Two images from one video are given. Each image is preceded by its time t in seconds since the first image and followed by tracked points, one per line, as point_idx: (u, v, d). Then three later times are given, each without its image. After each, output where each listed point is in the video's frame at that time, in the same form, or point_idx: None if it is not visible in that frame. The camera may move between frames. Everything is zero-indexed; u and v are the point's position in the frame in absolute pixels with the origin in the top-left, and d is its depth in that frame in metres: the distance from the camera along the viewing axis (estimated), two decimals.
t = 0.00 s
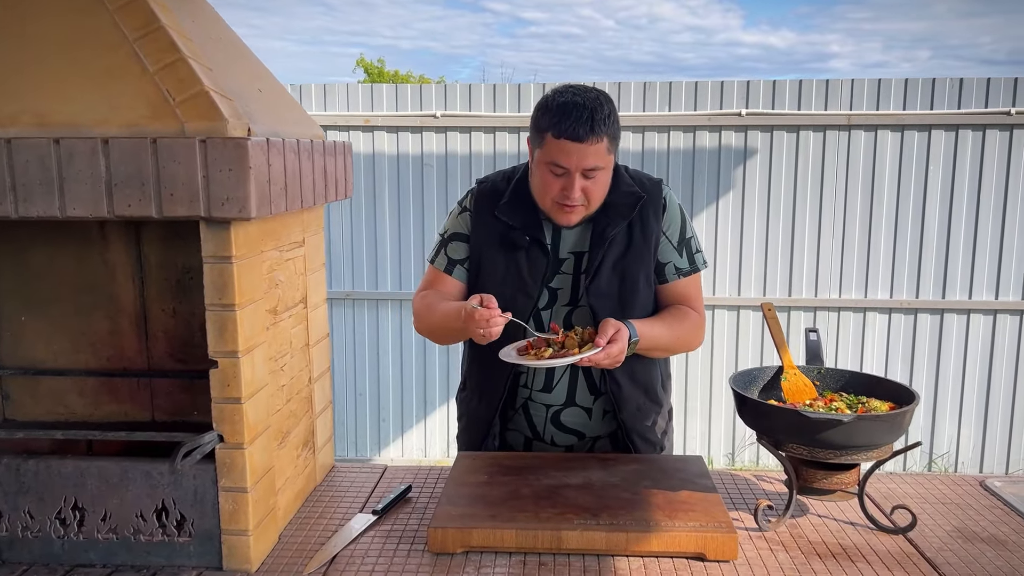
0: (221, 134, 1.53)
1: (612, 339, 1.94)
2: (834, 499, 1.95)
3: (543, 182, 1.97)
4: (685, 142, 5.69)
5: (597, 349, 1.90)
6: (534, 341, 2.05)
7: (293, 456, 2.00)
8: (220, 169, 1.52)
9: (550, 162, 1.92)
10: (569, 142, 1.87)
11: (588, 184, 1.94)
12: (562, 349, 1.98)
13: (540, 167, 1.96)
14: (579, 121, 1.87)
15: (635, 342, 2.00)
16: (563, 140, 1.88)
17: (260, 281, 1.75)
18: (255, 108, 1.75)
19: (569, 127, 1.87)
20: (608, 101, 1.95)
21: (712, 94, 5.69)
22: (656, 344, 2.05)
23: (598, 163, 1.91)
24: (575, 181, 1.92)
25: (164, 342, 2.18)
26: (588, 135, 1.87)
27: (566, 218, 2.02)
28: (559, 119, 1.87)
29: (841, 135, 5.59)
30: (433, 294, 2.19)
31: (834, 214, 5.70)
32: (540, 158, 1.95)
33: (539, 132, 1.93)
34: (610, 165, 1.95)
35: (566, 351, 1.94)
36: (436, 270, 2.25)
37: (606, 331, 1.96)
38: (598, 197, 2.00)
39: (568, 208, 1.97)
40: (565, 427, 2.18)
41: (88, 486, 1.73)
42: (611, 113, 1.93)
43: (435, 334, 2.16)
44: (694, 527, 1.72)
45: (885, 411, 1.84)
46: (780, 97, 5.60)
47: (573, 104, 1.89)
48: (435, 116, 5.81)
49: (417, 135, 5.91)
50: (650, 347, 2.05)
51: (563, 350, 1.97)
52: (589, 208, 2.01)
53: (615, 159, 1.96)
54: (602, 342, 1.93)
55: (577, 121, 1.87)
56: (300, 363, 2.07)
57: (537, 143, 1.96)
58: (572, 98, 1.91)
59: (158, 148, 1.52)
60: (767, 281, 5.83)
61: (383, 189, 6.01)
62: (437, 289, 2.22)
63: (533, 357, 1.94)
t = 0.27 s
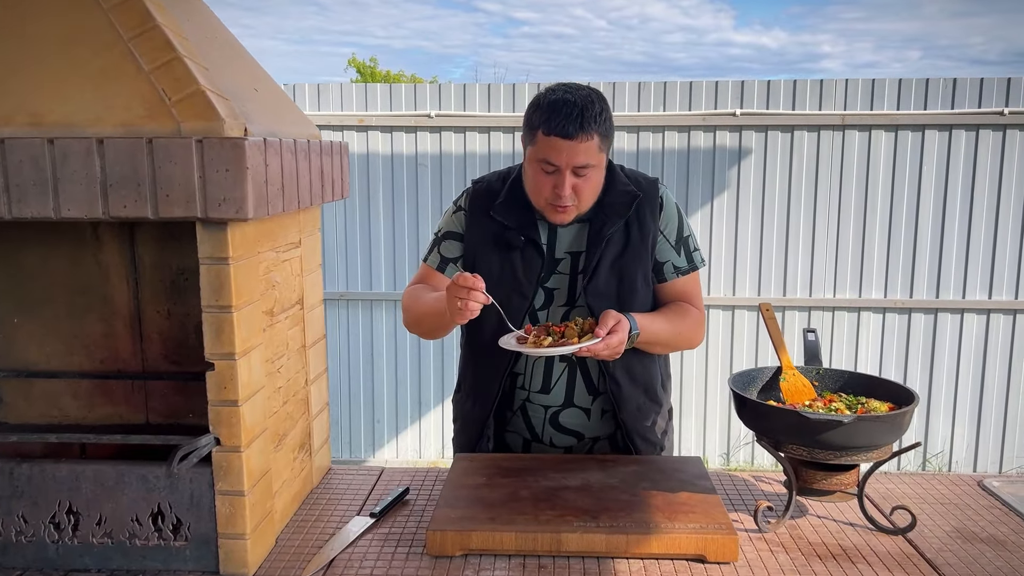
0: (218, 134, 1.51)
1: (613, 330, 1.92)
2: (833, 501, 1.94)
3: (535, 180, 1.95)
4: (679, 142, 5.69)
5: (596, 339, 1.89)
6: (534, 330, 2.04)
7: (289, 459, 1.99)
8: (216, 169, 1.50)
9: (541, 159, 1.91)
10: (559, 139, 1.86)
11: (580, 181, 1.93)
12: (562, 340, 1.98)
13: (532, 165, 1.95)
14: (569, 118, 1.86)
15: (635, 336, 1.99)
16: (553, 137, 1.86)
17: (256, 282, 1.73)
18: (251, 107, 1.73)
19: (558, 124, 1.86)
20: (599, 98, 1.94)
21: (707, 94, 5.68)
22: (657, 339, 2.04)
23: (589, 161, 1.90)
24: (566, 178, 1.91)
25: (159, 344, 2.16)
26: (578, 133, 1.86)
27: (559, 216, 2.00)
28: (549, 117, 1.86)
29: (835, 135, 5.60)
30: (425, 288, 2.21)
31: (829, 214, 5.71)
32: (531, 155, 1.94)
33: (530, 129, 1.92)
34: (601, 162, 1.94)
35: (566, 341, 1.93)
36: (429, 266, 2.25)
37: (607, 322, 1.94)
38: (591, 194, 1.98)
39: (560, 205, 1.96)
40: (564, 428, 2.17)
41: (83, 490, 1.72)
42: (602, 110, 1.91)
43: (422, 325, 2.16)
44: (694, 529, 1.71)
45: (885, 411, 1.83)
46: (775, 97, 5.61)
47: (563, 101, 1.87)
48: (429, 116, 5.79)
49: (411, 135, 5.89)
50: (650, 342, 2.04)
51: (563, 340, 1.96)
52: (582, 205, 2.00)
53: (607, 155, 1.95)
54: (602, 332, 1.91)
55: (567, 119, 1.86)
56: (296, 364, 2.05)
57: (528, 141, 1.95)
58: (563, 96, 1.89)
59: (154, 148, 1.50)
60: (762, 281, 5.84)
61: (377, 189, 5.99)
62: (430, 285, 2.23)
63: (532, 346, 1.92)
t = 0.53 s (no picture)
0: (218, 134, 1.51)
1: (613, 316, 1.93)
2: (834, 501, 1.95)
3: (529, 176, 1.95)
4: (677, 142, 5.69)
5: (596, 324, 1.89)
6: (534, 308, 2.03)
7: (288, 459, 1.98)
8: (216, 169, 1.50)
9: (533, 154, 1.90)
10: (550, 133, 1.86)
11: (573, 177, 1.92)
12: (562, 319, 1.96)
13: (525, 161, 1.95)
14: (560, 112, 1.86)
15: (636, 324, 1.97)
16: (544, 131, 1.86)
17: (256, 282, 1.72)
18: (250, 107, 1.72)
19: (549, 118, 1.86)
20: (592, 94, 1.94)
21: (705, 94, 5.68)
22: (658, 330, 2.03)
23: (581, 155, 1.89)
24: (558, 173, 1.90)
25: (157, 344, 2.15)
26: (568, 125, 1.85)
27: (553, 213, 1.99)
28: (540, 111, 1.86)
29: (833, 135, 5.60)
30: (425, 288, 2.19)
31: (827, 214, 5.72)
32: (524, 151, 1.94)
33: (522, 125, 1.92)
34: (594, 157, 1.93)
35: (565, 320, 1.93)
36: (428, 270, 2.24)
37: (609, 307, 1.94)
38: (585, 190, 1.97)
39: (554, 201, 1.95)
40: (564, 428, 2.17)
41: (81, 491, 1.71)
42: (595, 105, 1.91)
43: (426, 325, 2.15)
44: (695, 529, 1.71)
45: (886, 412, 1.83)
46: (773, 97, 5.61)
47: (554, 96, 1.87)
48: (427, 115, 5.78)
49: (409, 135, 5.88)
50: (653, 333, 2.04)
51: (562, 319, 1.95)
52: (576, 202, 1.98)
53: (600, 151, 1.94)
54: (602, 317, 1.91)
55: (558, 112, 1.86)
56: (296, 365, 2.05)
57: (521, 138, 1.95)
58: (555, 90, 1.90)
59: (153, 147, 1.49)
60: (760, 280, 5.84)
61: (375, 189, 5.98)
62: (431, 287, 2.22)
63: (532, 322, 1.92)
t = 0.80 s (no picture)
0: (221, 134, 1.50)
1: (616, 290, 1.91)
2: (836, 502, 1.93)
3: (524, 175, 1.94)
4: (678, 142, 5.69)
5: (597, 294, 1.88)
6: (538, 277, 2.03)
7: (290, 460, 1.97)
8: (219, 169, 1.49)
9: (528, 152, 1.90)
10: (544, 129, 1.86)
11: (568, 175, 1.91)
12: (564, 288, 1.97)
13: (520, 161, 1.94)
14: (554, 109, 1.87)
15: (638, 302, 1.96)
16: (539, 127, 1.87)
17: (259, 282, 1.72)
18: (252, 106, 1.72)
19: (543, 114, 1.87)
20: (588, 96, 1.95)
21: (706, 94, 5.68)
22: (661, 313, 2.03)
23: (575, 152, 1.88)
24: (553, 170, 1.89)
25: (158, 344, 2.15)
26: (562, 121, 1.86)
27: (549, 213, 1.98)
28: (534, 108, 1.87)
29: (834, 136, 5.60)
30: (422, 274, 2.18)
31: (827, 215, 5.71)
32: (519, 151, 1.94)
33: (517, 125, 1.93)
34: (589, 157, 1.93)
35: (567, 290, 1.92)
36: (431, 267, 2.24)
37: (611, 281, 1.93)
38: (581, 190, 1.96)
39: (549, 200, 1.94)
40: (567, 428, 2.16)
41: (83, 492, 1.70)
42: (590, 105, 1.92)
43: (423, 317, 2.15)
44: (698, 530, 1.71)
45: (889, 413, 1.83)
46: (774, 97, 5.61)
47: (549, 96, 1.89)
48: (428, 115, 5.77)
49: (410, 135, 5.87)
50: (655, 316, 2.04)
51: (564, 289, 1.95)
52: (572, 203, 1.97)
53: (595, 151, 1.94)
54: (604, 288, 1.90)
55: (552, 108, 1.87)
56: (297, 365, 2.04)
57: (517, 139, 1.96)
58: (550, 90, 1.92)
59: (156, 148, 1.49)
60: (761, 281, 5.83)
61: (376, 188, 5.97)
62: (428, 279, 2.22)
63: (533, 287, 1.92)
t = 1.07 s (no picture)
0: (225, 134, 1.50)
1: (620, 288, 1.91)
2: (839, 502, 1.92)
3: (525, 186, 1.95)
4: (680, 143, 5.68)
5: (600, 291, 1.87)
6: (541, 275, 2.03)
7: (293, 459, 1.97)
8: (223, 169, 1.49)
9: (526, 163, 1.91)
10: (540, 140, 1.87)
11: (568, 181, 1.91)
12: (567, 285, 1.96)
13: (520, 172, 1.95)
14: (548, 118, 1.87)
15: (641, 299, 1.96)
16: (534, 138, 1.87)
17: (262, 282, 1.72)
18: (255, 106, 1.72)
19: (538, 125, 1.87)
20: (582, 99, 1.94)
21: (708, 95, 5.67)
22: (665, 309, 2.03)
23: (573, 158, 1.88)
24: (552, 179, 1.89)
25: (161, 344, 2.15)
26: (557, 129, 1.86)
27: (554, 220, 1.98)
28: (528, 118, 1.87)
29: (835, 136, 5.59)
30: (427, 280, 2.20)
31: (829, 215, 5.71)
32: (518, 163, 1.95)
33: (514, 137, 1.94)
34: (587, 161, 1.92)
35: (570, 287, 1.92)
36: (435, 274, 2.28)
37: (614, 279, 1.92)
38: (582, 195, 1.95)
39: (551, 208, 1.94)
40: (571, 428, 2.17)
41: (86, 491, 1.71)
42: (584, 109, 1.91)
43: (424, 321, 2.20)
44: (701, 531, 1.70)
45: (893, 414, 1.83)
46: (776, 98, 5.61)
47: (542, 104, 1.89)
48: (429, 115, 5.77)
49: (411, 135, 5.87)
50: (658, 313, 2.03)
51: (568, 286, 1.95)
52: (575, 208, 1.97)
53: (593, 155, 1.93)
54: (608, 285, 1.90)
55: (546, 118, 1.87)
56: (300, 364, 2.04)
57: (515, 149, 1.96)
58: (543, 98, 1.91)
59: (160, 147, 1.49)
60: (762, 282, 5.83)
61: (377, 188, 5.97)
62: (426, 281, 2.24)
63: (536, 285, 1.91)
